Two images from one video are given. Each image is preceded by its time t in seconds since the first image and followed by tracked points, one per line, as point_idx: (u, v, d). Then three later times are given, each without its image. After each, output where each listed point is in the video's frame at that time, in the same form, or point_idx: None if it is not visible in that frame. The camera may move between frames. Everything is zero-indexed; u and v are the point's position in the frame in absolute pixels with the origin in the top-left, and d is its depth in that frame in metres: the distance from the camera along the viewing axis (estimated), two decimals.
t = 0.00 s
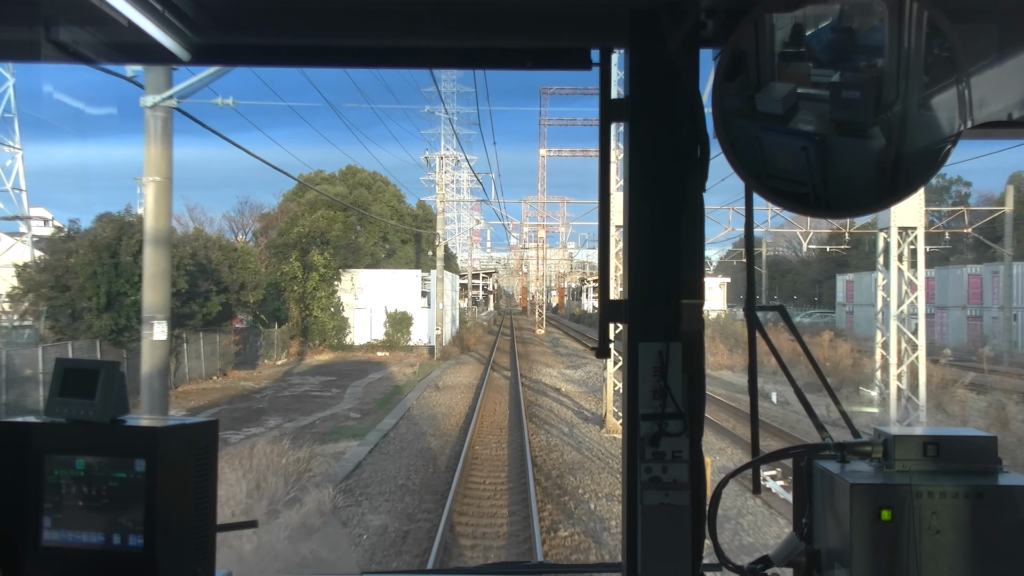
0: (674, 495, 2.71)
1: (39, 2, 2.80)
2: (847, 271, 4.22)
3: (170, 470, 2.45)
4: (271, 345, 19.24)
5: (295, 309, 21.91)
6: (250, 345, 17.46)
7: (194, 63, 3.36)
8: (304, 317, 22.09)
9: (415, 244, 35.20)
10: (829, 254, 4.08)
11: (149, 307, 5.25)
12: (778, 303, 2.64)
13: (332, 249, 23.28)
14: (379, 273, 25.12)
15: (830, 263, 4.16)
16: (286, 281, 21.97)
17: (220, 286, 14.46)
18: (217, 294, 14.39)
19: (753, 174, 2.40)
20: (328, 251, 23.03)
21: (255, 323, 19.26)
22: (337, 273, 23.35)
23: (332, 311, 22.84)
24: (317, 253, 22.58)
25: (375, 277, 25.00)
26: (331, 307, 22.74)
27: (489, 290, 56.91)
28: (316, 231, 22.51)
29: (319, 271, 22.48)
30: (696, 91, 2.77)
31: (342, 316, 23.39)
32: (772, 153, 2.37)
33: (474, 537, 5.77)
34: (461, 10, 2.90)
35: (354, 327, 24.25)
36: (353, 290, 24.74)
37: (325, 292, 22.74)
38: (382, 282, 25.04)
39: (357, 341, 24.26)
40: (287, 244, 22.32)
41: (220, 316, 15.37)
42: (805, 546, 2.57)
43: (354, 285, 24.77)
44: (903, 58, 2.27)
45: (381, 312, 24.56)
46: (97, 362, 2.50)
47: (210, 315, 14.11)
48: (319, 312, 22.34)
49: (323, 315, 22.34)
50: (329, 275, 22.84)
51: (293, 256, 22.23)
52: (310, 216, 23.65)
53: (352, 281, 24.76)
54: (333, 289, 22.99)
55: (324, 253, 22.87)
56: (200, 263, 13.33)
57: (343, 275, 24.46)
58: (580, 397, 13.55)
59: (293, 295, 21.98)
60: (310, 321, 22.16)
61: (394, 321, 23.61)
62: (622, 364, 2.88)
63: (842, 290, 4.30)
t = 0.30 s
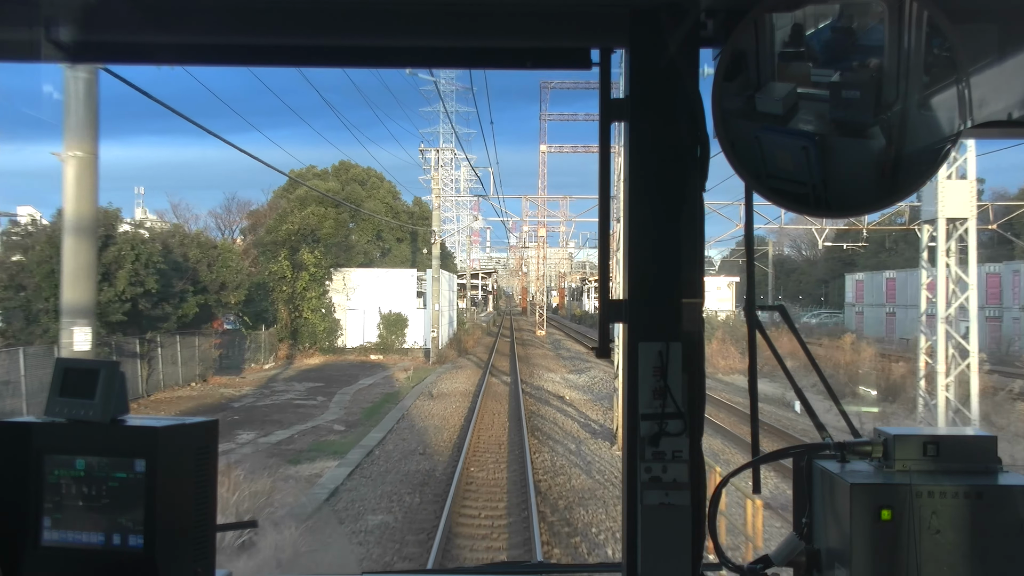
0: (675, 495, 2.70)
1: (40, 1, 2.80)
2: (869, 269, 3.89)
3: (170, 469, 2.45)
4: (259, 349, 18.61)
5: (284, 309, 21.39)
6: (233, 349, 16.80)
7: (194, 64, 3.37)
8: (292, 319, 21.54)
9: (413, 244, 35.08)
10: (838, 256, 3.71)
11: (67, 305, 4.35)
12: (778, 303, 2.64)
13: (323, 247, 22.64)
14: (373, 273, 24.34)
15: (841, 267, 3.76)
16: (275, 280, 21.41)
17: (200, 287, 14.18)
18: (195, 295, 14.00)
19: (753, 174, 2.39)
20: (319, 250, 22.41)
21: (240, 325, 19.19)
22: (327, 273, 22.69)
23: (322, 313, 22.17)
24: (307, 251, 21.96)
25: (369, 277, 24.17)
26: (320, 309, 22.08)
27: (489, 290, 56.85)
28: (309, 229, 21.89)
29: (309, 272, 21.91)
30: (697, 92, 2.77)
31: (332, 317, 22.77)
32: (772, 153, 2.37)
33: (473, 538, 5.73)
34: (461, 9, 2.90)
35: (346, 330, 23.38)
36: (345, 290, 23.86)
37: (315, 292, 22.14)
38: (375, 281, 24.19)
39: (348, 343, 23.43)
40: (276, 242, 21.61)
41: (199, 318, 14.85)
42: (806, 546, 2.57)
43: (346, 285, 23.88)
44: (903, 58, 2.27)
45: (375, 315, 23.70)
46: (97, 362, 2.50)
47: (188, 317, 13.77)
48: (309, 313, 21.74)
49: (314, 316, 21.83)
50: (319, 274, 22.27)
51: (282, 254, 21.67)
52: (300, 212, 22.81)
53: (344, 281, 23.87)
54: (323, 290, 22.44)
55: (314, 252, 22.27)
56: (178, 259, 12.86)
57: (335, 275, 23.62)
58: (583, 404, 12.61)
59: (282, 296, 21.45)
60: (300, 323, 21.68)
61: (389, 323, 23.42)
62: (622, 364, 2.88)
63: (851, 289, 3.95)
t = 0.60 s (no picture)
0: (675, 495, 2.70)
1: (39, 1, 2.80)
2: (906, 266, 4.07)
3: (170, 470, 2.45)
4: (245, 352, 17.93)
5: (271, 309, 20.80)
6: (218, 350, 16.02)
7: (195, 65, 3.36)
8: (281, 320, 20.93)
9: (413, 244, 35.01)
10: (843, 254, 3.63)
11: None
12: (779, 302, 2.65)
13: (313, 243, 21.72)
14: (365, 272, 23.85)
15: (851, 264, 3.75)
16: (262, 279, 20.79)
17: (173, 286, 13.55)
18: (168, 294, 13.30)
19: (753, 174, 2.40)
20: (309, 247, 21.43)
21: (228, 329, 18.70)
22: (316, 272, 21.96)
23: (312, 313, 21.51)
24: (296, 249, 21.11)
25: (361, 276, 23.73)
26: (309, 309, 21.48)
27: (489, 290, 56.80)
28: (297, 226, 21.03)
29: (297, 271, 21.18)
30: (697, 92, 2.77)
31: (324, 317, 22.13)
32: (772, 153, 2.37)
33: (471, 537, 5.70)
34: (461, 10, 2.90)
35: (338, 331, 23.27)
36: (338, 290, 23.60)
37: (304, 292, 21.44)
38: (368, 280, 23.80)
39: (340, 346, 23.19)
40: (263, 239, 20.87)
41: (174, 320, 13.84)
42: (806, 546, 2.57)
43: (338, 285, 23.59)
44: (903, 57, 2.27)
45: (368, 315, 23.51)
46: (97, 361, 2.50)
47: (160, 319, 12.99)
48: (298, 314, 21.04)
49: (303, 317, 21.17)
50: (309, 272, 21.50)
51: (269, 252, 20.84)
52: (288, 206, 22.32)
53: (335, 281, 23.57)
54: (313, 289, 21.79)
55: (304, 248, 21.36)
56: (145, 256, 12.39)
57: (326, 274, 23.29)
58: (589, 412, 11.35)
59: (270, 295, 20.83)
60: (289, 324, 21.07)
61: (383, 324, 22.40)
62: (622, 364, 2.89)
63: (863, 288, 4.15)
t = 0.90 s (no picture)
0: (675, 495, 2.70)
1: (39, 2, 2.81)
2: (918, 263, 4.02)
3: (170, 471, 2.45)
4: (228, 355, 16.94)
5: (258, 310, 19.91)
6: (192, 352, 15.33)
7: (192, 64, 3.36)
8: (269, 320, 19.95)
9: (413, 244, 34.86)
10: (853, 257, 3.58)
11: None
12: (779, 302, 2.65)
13: (302, 240, 21.01)
14: (357, 270, 23.23)
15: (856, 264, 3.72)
16: (248, 278, 19.69)
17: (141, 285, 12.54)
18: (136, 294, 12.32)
19: (753, 174, 2.39)
20: (297, 244, 20.58)
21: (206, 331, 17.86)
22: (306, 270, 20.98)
23: (301, 313, 20.53)
24: (284, 245, 20.19)
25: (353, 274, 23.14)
26: (296, 309, 20.41)
27: (489, 289, 56.66)
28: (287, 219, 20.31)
29: (287, 268, 20.12)
30: (697, 92, 2.76)
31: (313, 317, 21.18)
32: (772, 153, 2.37)
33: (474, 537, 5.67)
34: (461, 10, 2.90)
35: (329, 332, 22.62)
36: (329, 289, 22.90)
37: (293, 291, 20.43)
38: (360, 279, 23.14)
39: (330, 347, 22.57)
40: (250, 234, 20.07)
41: (146, 320, 13.13)
42: (806, 546, 2.57)
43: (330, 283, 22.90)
44: (903, 57, 2.27)
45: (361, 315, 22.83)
46: (96, 362, 2.50)
47: (126, 321, 11.99)
48: (286, 313, 20.06)
49: (291, 317, 20.13)
50: (297, 270, 20.38)
51: (255, 248, 19.83)
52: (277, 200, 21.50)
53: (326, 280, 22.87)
54: (301, 288, 20.65)
55: (291, 245, 20.46)
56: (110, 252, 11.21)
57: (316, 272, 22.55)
58: (596, 423, 10.34)
59: (257, 295, 19.79)
60: (276, 325, 20.04)
61: (374, 325, 21.13)
62: (622, 364, 2.89)
63: (872, 287, 4.06)
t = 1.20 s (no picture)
0: (675, 495, 2.70)
1: (40, 1, 2.81)
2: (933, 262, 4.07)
3: (170, 471, 2.45)
4: (212, 357, 15.91)
5: (243, 310, 18.85)
6: (151, 359, 12.51)
7: (192, 64, 3.36)
8: (254, 321, 18.94)
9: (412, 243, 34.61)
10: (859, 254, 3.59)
11: None
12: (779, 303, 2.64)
13: (292, 236, 20.54)
14: (350, 267, 21.91)
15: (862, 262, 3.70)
16: (234, 276, 18.62)
17: (105, 282, 8.64)
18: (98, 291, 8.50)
19: (753, 174, 2.39)
20: (285, 240, 19.89)
21: (188, 328, 16.73)
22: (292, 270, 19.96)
23: (288, 314, 19.55)
24: (273, 243, 19.38)
25: (344, 272, 21.74)
26: (282, 310, 19.36)
27: (489, 288, 56.46)
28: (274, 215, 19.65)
29: (273, 267, 19.18)
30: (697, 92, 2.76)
31: (300, 318, 20.10)
32: (772, 153, 2.37)
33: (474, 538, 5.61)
34: (461, 10, 2.91)
35: (318, 333, 21.41)
36: (318, 288, 21.54)
37: (279, 291, 19.36)
38: (353, 277, 21.90)
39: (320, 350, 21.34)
40: (235, 230, 18.98)
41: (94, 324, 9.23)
42: (806, 546, 2.57)
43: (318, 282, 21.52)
44: (902, 57, 2.27)
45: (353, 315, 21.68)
46: (97, 362, 2.50)
47: (89, 322, 8.35)
48: (272, 314, 19.04)
49: (278, 318, 19.16)
50: (285, 269, 19.56)
51: (240, 245, 18.91)
52: (263, 194, 20.68)
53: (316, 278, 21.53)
54: (290, 287, 19.70)
55: (279, 242, 19.66)
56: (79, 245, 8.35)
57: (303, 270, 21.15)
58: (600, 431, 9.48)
59: (242, 294, 18.76)
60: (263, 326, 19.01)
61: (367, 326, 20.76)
62: (622, 364, 2.89)
63: (884, 287, 4.23)
